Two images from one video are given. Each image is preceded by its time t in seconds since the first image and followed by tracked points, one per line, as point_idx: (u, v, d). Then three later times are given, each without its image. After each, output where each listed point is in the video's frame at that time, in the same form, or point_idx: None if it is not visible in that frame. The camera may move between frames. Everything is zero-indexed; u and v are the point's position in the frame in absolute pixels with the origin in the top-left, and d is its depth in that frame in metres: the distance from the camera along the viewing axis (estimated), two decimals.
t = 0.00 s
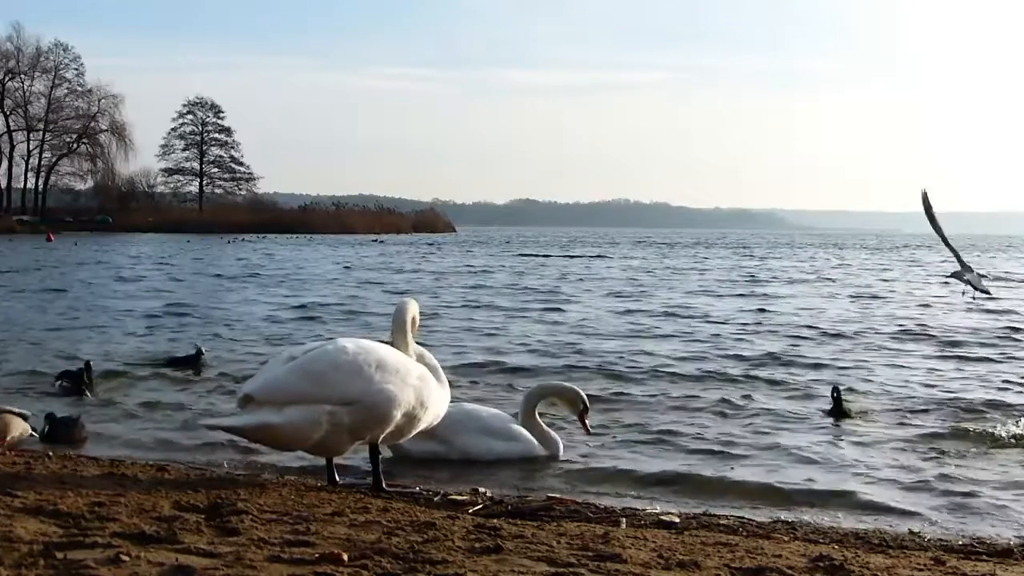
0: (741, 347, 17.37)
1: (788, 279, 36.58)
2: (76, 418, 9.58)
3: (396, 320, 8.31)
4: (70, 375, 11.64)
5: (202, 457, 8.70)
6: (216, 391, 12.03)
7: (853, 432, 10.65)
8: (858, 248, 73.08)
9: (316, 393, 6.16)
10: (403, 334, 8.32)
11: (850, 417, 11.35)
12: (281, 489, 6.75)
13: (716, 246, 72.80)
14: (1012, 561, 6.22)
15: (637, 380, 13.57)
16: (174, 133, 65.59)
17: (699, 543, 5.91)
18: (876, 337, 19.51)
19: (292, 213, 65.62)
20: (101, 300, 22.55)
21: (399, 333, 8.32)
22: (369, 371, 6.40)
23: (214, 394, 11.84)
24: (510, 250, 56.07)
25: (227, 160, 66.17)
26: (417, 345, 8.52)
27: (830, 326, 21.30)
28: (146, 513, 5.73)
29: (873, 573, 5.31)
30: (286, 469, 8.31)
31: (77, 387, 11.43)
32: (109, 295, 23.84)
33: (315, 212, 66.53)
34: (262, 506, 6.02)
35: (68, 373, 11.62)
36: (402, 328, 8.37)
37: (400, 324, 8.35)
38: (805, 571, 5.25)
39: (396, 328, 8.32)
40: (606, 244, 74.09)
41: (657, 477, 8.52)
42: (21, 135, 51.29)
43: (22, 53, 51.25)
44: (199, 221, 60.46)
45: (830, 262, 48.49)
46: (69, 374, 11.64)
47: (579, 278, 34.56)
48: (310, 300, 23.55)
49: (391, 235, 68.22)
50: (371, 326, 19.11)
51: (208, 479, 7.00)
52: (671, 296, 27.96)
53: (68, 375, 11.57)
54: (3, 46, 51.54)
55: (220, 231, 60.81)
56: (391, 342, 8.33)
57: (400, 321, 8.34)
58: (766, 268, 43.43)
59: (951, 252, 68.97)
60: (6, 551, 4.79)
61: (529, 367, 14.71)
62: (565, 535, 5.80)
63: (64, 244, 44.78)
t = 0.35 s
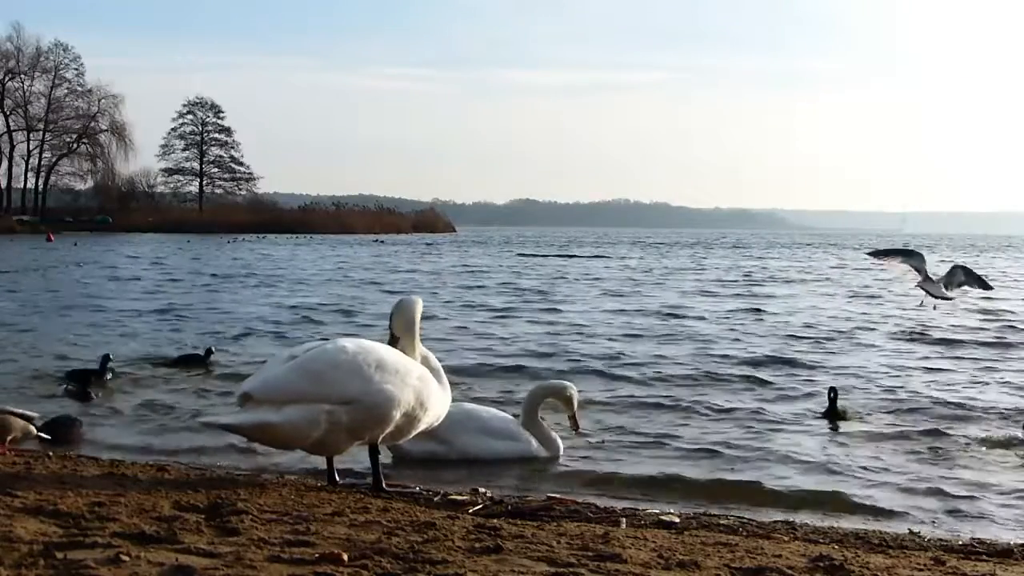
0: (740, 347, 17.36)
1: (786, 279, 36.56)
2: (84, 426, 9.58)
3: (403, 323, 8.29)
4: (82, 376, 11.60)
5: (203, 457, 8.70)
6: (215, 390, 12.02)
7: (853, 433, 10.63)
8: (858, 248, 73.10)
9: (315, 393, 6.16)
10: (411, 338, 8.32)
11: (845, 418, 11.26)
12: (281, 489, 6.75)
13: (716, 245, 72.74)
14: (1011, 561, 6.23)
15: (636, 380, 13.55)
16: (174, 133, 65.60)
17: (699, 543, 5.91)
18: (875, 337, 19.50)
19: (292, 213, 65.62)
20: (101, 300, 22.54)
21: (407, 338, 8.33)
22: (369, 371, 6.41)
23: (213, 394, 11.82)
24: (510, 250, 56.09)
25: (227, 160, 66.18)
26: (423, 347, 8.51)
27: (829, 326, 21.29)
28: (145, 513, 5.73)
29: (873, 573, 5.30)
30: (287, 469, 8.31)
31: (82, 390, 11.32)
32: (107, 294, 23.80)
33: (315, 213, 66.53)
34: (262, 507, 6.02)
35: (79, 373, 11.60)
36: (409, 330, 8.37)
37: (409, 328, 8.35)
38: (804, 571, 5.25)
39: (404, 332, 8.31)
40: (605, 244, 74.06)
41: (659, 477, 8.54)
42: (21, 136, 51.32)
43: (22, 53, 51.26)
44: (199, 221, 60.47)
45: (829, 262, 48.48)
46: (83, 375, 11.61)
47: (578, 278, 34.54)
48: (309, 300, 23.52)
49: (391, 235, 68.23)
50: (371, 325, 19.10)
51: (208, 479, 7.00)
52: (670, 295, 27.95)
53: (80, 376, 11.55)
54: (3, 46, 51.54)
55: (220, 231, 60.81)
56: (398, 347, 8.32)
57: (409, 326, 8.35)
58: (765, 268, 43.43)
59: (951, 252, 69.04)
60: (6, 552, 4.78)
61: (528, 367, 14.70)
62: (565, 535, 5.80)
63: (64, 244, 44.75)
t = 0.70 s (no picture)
0: (740, 347, 17.32)
1: (786, 279, 36.55)
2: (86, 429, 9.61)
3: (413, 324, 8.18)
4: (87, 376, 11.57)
5: (204, 457, 8.70)
6: (216, 391, 12.00)
7: (855, 432, 10.61)
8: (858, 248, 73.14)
9: (315, 392, 6.16)
10: (419, 340, 8.21)
11: (842, 419, 11.19)
12: (281, 490, 6.75)
13: (716, 245, 72.68)
14: (1012, 561, 6.23)
15: (636, 380, 13.52)
16: (174, 133, 65.59)
17: (699, 543, 5.91)
18: (875, 337, 19.47)
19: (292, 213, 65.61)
20: (99, 300, 22.52)
21: (414, 339, 8.23)
22: (369, 371, 6.41)
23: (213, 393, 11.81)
24: (509, 250, 56.08)
25: (227, 160, 66.18)
26: (428, 349, 8.44)
27: (828, 326, 21.27)
28: (145, 513, 5.72)
29: (873, 573, 5.30)
30: (287, 468, 8.32)
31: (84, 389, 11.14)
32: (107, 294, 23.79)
33: (315, 213, 66.52)
34: (262, 507, 6.02)
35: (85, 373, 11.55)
36: (417, 330, 8.28)
37: (419, 329, 8.25)
38: (804, 571, 5.26)
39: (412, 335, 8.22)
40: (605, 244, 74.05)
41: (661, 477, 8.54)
42: (21, 136, 51.33)
43: (22, 53, 51.26)
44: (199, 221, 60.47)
45: (828, 262, 48.44)
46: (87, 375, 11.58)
47: (577, 278, 34.49)
48: (308, 300, 23.49)
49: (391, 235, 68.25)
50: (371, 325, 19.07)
51: (207, 479, 7.00)
52: (670, 295, 27.92)
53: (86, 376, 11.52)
54: (3, 46, 51.54)
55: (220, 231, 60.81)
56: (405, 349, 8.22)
57: (418, 327, 8.25)
58: (764, 268, 43.40)
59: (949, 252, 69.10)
60: (6, 552, 4.78)
61: (528, 367, 14.67)
62: (565, 535, 5.80)
63: (63, 244, 44.75)
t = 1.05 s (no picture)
0: (739, 347, 17.32)
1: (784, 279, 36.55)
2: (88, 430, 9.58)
3: (416, 324, 8.20)
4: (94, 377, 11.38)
5: (204, 457, 8.69)
6: (215, 391, 12.02)
7: (854, 433, 10.61)
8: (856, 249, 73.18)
9: (316, 392, 6.16)
10: (422, 340, 8.24)
11: (836, 420, 11.12)
12: (281, 489, 6.75)
13: (715, 245, 72.60)
14: (1012, 561, 6.23)
15: (635, 380, 13.52)
16: (174, 133, 65.60)
17: (698, 543, 5.91)
18: (873, 337, 19.46)
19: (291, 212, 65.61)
20: (99, 300, 22.51)
21: (418, 339, 8.24)
22: (370, 371, 6.40)
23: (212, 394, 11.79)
24: (508, 250, 56.11)
25: (227, 160, 66.19)
26: (430, 349, 8.45)
27: (827, 326, 21.27)
28: (145, 513, 5.73)
29: (872, 573, 5.30)
30: (287, 468, 8.33)
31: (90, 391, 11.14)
32: (107, 294, 23.80)
33: (315, 213, 66.54)
34: (262, 507, 6.02)
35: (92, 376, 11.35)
36: (421, 330, 8.28)
37: (422, 329, 8.26)
38: (804, 571, 5.25)
39: (416, 334, 8.23)
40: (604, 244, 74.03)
41: (661, 477, 8.55)
42: (21, 136, 51.36)
43: (22, 53, 51.26)
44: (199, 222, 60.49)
45: (827, 262, 48.44)
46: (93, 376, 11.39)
47: (576, 278, 34.48)
48: (307, 300, 23.48)
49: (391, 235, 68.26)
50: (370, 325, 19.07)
51: (207, 479, 7.00)
52: (668, 295, 27.91)
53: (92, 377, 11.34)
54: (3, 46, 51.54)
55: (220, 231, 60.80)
56: (408, 349, 8.24)
57: (422, 327, 8.26)
58: (762, 268, 43.41)
59: (947, 252, 69.16)
60: (6, 551, 4.78)
61: (527, 367, 14.67)
62: (565, 535, 5.80)
63: (63, 244, 44.75)
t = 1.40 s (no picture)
0: (739, 347, 17.29)
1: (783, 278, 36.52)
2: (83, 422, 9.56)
3: (417, 324, 8.20)
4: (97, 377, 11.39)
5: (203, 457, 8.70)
6: (214, 391, 12.02)
7: (852, 433, 10.62)
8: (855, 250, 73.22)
9: (318, 392, 6.17)
10: (423, 339, 8.25)
11: (835, 422, 11.02)
12: (281, 490, 6.75)
13: (716, 245, 72.52)
14: (1012, 561, 6.23)
15: (635, 380, 13.49)
16: (174, 133, 65.59)
17: (698, 543, 5.90)
18: (872, 337, 19.44)
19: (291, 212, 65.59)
20: (99, 299, 22.49)
21: (418, 339, 8.25)
22: (372, 371, 6.40)
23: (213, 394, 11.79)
24: (507, 250, 56.12)
25: (227, 159, 66.18)
26: (431, 348, 8.45)
27: (826, 325, 21.25)
28: (146, 513, 5.73)
29: (873, 573, 5.30)
30: (287, 469, 8.34)
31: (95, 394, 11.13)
32: (107, 294, 23.80)
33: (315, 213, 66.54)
34: (263, 507, 6.03)
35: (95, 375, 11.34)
36: (422, 329, 8.28)
37: (422, 329, 8.26)
38: (804, 571, 5.25)
39: (417, 334, 8.24)
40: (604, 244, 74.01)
41: (667, 477, 8.56)
42: (21, 135, 51.38)
43: (22, 53, 51.26)
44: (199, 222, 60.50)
45: (826, 262, 48.43)
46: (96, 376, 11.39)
47: (575, 278, 34.45)
48: (307, 300, 23.46)
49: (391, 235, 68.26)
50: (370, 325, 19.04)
51: (208, 479, 7.00)
52: (668, 295, 27.89)
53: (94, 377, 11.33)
54: (3, 46, 51.55)
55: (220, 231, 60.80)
56: (409, 348, 8.25)
57: (423, 327, 8.26)
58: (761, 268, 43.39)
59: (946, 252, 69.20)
60: (6, 552, 4.78)
61: (527, 367, 14.65)
62: (565, 535, 5.80)
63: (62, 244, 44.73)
